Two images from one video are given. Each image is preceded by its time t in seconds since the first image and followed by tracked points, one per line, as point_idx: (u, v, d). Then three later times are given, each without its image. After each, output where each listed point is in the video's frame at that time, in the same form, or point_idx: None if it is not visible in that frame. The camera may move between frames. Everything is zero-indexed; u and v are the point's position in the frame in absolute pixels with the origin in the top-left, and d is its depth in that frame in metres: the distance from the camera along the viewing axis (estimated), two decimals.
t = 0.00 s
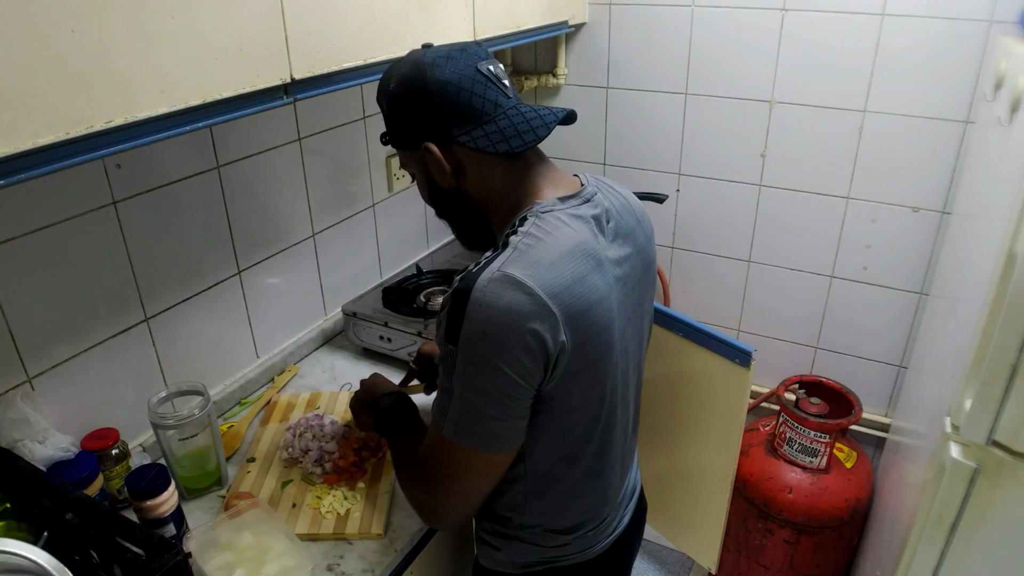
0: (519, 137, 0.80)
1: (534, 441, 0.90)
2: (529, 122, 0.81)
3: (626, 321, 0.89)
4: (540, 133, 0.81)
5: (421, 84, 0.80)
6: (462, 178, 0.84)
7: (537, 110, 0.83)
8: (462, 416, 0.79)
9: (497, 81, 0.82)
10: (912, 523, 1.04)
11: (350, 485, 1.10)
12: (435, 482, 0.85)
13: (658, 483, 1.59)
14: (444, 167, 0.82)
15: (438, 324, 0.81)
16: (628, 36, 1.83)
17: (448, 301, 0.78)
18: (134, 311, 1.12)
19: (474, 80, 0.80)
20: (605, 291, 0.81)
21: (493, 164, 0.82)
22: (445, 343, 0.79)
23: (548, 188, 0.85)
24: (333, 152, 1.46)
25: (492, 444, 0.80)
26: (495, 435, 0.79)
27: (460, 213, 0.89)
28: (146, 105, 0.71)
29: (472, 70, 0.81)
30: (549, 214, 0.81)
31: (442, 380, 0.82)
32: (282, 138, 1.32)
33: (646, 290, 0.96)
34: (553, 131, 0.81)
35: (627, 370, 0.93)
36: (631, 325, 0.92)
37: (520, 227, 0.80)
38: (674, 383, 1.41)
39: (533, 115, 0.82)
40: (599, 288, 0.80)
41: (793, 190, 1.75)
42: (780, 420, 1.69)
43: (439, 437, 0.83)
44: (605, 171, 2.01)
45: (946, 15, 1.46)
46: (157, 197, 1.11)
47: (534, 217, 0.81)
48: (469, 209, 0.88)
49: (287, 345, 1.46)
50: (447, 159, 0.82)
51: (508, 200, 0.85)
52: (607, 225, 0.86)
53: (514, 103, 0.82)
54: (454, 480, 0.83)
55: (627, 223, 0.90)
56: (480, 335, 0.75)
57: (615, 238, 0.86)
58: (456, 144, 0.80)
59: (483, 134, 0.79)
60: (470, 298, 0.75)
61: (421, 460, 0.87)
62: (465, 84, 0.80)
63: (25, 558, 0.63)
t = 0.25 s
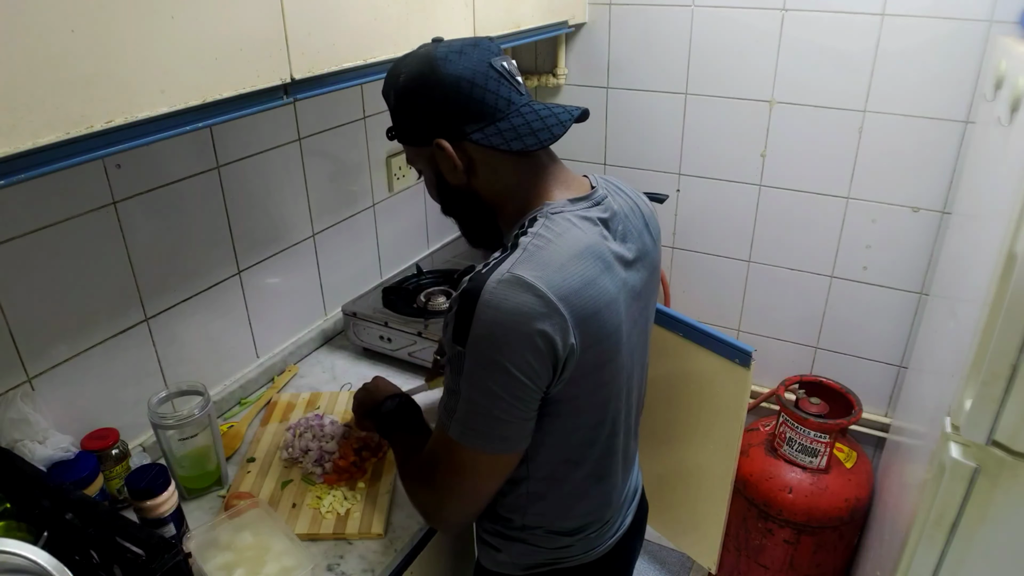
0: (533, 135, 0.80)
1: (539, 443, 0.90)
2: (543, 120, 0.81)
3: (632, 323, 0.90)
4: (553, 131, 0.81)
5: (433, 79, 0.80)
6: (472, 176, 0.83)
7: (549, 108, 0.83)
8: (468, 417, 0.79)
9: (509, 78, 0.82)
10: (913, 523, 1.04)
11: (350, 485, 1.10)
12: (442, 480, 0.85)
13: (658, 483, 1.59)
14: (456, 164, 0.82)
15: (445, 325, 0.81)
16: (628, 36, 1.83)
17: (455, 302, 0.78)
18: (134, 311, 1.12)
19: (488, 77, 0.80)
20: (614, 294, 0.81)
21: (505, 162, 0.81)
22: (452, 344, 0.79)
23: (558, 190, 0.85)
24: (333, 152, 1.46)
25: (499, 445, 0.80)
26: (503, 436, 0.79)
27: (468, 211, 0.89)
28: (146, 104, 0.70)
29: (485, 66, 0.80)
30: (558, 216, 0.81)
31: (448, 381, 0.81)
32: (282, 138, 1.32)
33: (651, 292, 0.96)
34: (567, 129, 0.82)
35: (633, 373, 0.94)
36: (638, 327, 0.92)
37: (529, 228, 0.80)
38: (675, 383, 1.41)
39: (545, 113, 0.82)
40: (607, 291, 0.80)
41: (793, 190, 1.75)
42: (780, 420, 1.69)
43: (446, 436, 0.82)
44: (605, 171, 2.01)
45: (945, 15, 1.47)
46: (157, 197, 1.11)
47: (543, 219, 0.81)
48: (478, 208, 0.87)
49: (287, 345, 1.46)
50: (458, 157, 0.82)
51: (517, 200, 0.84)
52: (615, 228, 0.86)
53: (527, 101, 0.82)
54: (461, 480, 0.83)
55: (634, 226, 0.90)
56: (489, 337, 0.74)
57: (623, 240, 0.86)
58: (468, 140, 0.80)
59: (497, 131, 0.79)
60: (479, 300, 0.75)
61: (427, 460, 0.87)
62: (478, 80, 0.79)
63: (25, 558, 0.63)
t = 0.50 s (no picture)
0: (523, 136, 0.80)
1: (535, 443, 0.91)
2: (532, 121, 0.81)
3: (626, 321, 0.90)
4: (543, 133, 0.81)
5: (421, 84, 0.80)
6: (463, 179, 0.83)
7: (537, 109, 0.83)
8: (462, 415, 0.79)
9: (497, 80, 0.82)
10: (913, 522, 1.04)
11: (350, 485, 1.10)
12: (432, 480, 0.85)
13: (658, 483, 1.59)
14: (447, 167, 0.82)
15: (439, 323, 0.81)
16: (628, 36, 1.83)
17: (450, 299, 0.78)
18: (134, 311, 1.12)
19: (476, 80, 0.80)
20: (607, 290, 0.82)
21: (495, 164, 0.82)
22: (446, 342, 0.79)
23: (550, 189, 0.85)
24: (333, 152, 1.46)
25: (492, 443, 0.80)
26: (497, 434, 0.79)
27: (460, 214, 0.89)
28: (146, 104, 0.71)
29: (473, 69, 0.80)
30: (552, 213, 0.81)
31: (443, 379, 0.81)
32: (282, 138, 1.32)
33: (644, 291, 0.96)
34: (556, 129, 0.82)
35: (627, 371, 0.94)
36: (631, 326, 0.92)
37: (522, 226, 0.80)
38: (675, 383, 1.41)
39: (534, 115, 0.82)
40: (601, 288, 0.80)
41: (793, 190, 1.75)
42: (780, 420, 1.69)
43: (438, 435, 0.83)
44: (605, 171, 2.01)
45: (946, 16, 1.46)
46: (157, 197, 1.11)
47: (537, 216, 0.81)
48: (470, 210, 0.88)
49: (287, 345, 1.46)
50: (449, 160, 0.82)
51: (509, 201, 0.84)
52: (608, 225, 0.86)
53: (515, 103, 0.82)
54: (449, 478, 0.83)
55: (627, 223, 0.91)
56: (482, 333, 0.74)
57: (617, 237, 0.86)
58: (458, 144, 0.80)
59: (486, 134, 0.79)
60: (473, 297, 0.75)
61: (419, 461, 0.87)
62: (466, 84, 0.79)
63: (25, 558, 0.63)
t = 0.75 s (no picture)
0: (520, 138, 0.80)
1: (532, 447, 0.91)
2: (529, 122, 0.81)
3: (621, 325, 0.90)
4: (540, 134, 0.81)
5: (418, 85, 0.79)
6: (460, 181, 0.83)
7: (534, 110, 0.83)
8: (455, 420, 0.79)
9: (494, 80, 0.82)
10: (913, 523, 1.04)
11: (350, 485, 1.10)
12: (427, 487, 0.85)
13: (658, 483, 1.59)
14: (443, 169, 0.82)
15: (433, 327, 0.81)
16: (628, 36, 1.83)
17: (443, 303, 0.78)
18: (134, 311, 1.12)
19: (472, 80, 0.80)
20: (601, 294, 0.81)
21: (492, 166, 0.81)
22: (439, 346, 0.79)
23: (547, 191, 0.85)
24: (333, 152, 1.46)
25: (485, 448, 0.79)
26: (490, 438, 0.79)
27: (457, 216, 0.89)
28: (146, 104, 0.71)
29: (470, 70, 0.80)
30: (546, 216, 0.81)
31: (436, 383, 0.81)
32: (282, 138, 1.32)
33: (641, 293, 0.96)
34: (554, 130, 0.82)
35: (625, 376, 0.94)
36: (628, 329, 0.92)
37: (516, 229, 0.80)
38: (674, 384, 1.41)
39: (531, 115, 0.82)
40: (595, 292, 0.80)
41: (793, 190, 1.75)
42: (780, 420, 1.69)
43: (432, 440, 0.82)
44: (605, 171, 2.01)
45: (946, 16, 1.46)
46: (157, 198, 1.11)
47: (531, 220, 0.81)
48: (467, 212, 0.87)
49: (287, 345, 1.46)
50: (445, 162, 0.82)
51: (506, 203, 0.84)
52: (604, 229, 0.86)
53: (512, 103, 0.82)
54: (445, 485, 0.83)
55: (624, 226, 0.90)
56: (474, 338, 0.74)
57: (613, 240, 0.86)
58: (455, 146, 0.80)
59: (483, 135, 0.79)
60: (466, 302, 0.75)
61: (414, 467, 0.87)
62: (463, 84, 0.79)
63: (25, 558, 0.63)
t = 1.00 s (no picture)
0: (533, 139, 0.80)
1: (536, 450, 0.90)
2: (543, 123, 0.81)
3: (631, 329, 0.90)
4: (553, 136, 0.81)
5: (431, 82, 0.79)
6: (470, 180, 0.84)
7: (547, 110, 0.83)
8: (468, 426, 0.79)
9: (508, 79, 0.81)
10: (913, 523, 1.04)
11: (350, 485, 1.10)
12: (438, 490, 0.85)
13: (658, 483, 1.59)
14: (455, 168, 0.82)
15: (444, 332, 0.81)
16: (628, 36, 1.83)
17: (454, 309, 0.78)
18: (134, 311, 1.12)
19: (486, 79, 0.79)
20: (613, 299, 0.81)
21: (503, 166, 0.82)
22: (451, 352, 0.79)
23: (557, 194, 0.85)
24: (333, 152, 1.46)
25: (497, 455, 0.80)
26: (503, 445, 0.79)
27: (466, 215, 0.89)
28: (146, 104, 0.71)
29: (484, 68, 0.80)
30: (557, 220, 0.81)
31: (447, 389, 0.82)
32: (282, 138, 1.32)
33: (650, 296, 0.96)
34: (568, 133, 0.82)
35: (632, 379, 0.94)
36: (637, 332, 0.92)
37: (527, 234, 0.79)
38: (674, 384, 1.41)
39: (544, 116, 0.82)
40: (607, 297, 0.80)
41: (793, 190, 1.75)
42: (780, 420, 1.69)
43: (443, 445, 0.83)
44: (605, 171, 2.01)
45: (945, 16, 1.46)
46: (157, 198, 1.11)
47: (542, 224, 0.81)
48: (476, 210, 0.88)
49: (287, 345, 1.46)
50: (457, 160, 0.82)
51: (516, 203, 0.85)
52: (614, 232, 0.86)
53: (525, 103, 0.82)
54: (457, 490, 0.83)
55: (634, 229, 0.90)
56: (487, 344, 0.74)
57: (623, 244, 0.86)
58: (467, 145, 0.80)
59: (496, 135, 0.79)
60: (478, 308, 0.75)
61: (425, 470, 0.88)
62: (476, 83, 0.79)
63: (25, 558, 0.63)
